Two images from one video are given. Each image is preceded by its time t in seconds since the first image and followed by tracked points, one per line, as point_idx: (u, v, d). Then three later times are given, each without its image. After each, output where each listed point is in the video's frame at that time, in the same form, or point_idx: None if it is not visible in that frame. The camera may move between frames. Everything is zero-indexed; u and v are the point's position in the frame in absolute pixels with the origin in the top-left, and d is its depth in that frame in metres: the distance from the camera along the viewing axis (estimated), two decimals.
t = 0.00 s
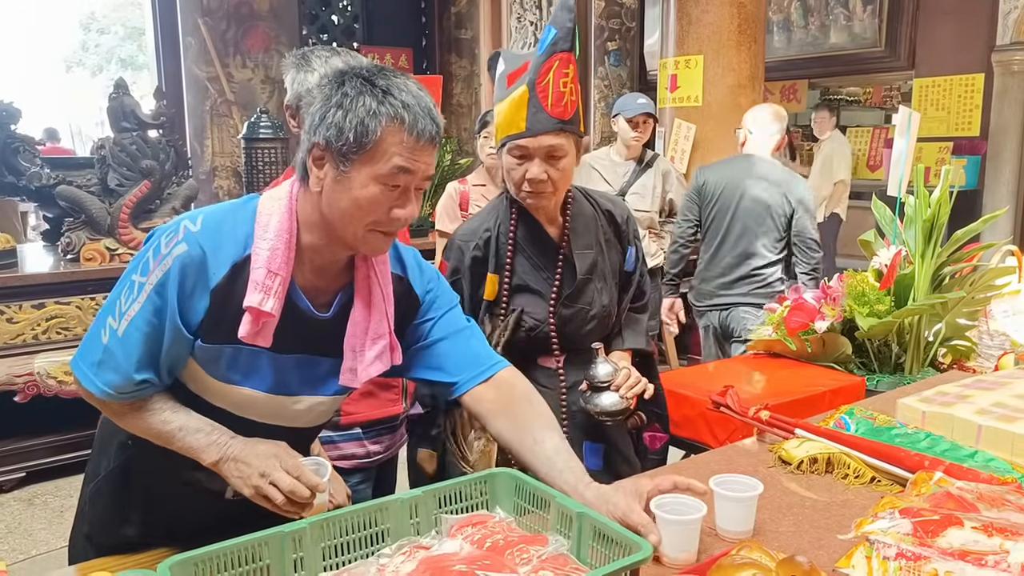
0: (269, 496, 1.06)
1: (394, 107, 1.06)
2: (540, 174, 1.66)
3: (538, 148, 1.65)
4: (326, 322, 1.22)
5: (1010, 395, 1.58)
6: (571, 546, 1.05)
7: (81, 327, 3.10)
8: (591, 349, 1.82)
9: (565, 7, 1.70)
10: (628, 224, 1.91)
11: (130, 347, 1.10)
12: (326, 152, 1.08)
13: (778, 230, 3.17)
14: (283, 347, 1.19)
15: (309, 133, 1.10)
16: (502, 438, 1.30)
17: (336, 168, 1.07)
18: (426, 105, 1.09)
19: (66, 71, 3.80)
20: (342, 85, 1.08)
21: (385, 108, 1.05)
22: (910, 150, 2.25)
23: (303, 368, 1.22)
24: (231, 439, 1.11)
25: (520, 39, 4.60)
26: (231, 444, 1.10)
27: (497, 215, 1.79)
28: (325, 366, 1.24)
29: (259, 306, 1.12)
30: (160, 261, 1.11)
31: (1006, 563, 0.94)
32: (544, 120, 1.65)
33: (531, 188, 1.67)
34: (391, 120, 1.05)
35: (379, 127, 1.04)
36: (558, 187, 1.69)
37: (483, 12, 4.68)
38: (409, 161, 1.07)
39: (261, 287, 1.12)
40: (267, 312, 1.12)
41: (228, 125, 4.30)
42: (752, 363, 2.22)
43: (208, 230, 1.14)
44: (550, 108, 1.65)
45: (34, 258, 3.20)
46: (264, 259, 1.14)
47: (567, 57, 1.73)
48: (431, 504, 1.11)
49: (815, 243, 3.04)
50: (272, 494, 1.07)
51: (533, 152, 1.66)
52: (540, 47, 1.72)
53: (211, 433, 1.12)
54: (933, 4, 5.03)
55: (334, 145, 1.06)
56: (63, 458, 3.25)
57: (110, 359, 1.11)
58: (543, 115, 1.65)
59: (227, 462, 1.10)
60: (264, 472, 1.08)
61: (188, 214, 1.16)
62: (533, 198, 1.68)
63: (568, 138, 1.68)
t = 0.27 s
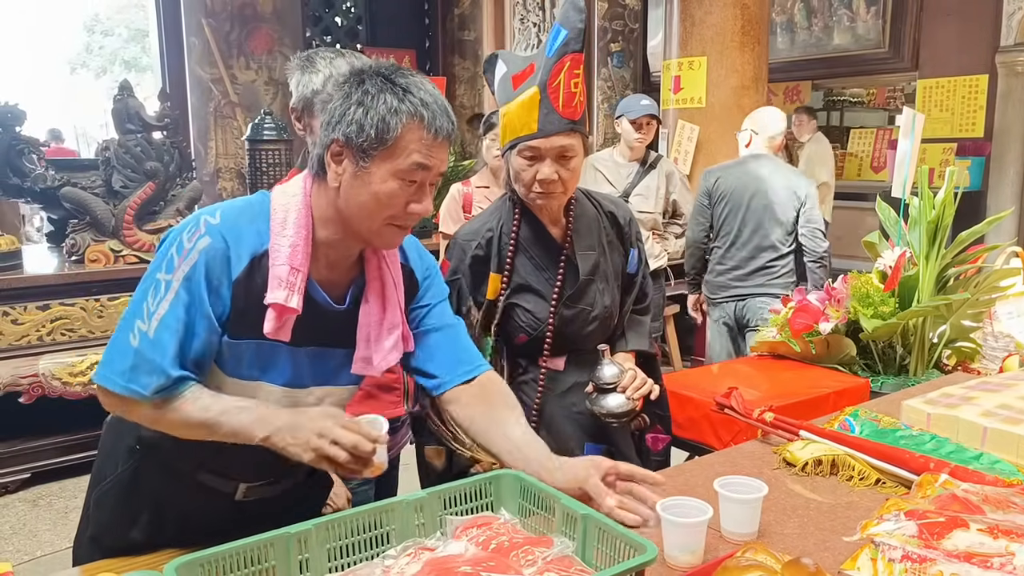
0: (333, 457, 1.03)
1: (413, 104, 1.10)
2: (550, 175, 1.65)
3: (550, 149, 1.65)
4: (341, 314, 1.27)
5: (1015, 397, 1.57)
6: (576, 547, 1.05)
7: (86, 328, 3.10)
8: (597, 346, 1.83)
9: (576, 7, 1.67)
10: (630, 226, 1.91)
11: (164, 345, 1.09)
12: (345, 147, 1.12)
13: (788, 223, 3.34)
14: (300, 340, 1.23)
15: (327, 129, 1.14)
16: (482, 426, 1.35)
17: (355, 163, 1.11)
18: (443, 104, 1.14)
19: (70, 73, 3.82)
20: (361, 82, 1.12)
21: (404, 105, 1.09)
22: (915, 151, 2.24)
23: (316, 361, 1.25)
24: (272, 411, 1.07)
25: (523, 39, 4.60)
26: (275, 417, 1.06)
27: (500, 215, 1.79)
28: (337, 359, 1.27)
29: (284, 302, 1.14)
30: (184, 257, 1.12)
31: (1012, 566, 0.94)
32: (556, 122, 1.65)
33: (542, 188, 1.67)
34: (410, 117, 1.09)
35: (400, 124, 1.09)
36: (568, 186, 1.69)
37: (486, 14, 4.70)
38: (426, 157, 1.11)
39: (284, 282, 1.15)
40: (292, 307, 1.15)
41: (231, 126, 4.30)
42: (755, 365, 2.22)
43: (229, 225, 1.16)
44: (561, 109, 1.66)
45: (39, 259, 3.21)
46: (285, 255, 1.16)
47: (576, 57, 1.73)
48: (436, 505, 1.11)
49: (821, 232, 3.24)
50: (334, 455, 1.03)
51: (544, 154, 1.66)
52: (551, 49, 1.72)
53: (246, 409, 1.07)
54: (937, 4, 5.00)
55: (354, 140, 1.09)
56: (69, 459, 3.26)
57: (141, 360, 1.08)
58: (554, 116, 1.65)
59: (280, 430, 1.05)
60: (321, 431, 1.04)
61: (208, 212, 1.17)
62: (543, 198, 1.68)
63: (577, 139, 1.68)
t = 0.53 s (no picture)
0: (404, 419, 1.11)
1: (411, 97, 1.16)
2: (547, 176, 1.66)
3: (548, 151, 1.66)
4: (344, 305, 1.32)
5: (1011, 398, 1.58)
6: (573, 549, 1.06)
7: (84, 330, 3.10)
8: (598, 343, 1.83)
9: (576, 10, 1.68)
10: (626, 227, 1.91)
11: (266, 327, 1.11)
12: (346, 141, 1.16)
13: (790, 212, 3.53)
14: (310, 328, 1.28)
15: (326, 124, 1.17)
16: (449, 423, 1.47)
17: (356, 156, 1.16)
18: (435, 96, 1.20)
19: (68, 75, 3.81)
20: (359, 78, 1.17)
21: (403, 98, 1.15)
22: (911, 153, 2.25)
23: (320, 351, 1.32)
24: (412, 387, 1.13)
25: (522, 41, 4.66)
26: (421, 391, 1.12)
27: (495, 216, 1.81)
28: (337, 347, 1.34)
29: (311, 293, 1.20)
30: (230, 253, 1.13)
31: (1007, 567, 0.95)
32: (555, 124, 1.65)
33: (540, 190, 1.67)
34: (408, 109, 1.15)
35: (399, 116, 1.15)
36: (566, 188, 1.70)
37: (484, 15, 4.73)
38: (424, 148, 1.18)
39: (306, 274, 1.20)
40: (317, 297, 1.21)
41: (230, 128, 4.30)
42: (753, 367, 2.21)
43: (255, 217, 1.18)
44: (560, 111, 1.66)
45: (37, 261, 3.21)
46: (304, 248, 1.20)
47: (574, 60, 1.72)
48: (433, 507, 1.12)
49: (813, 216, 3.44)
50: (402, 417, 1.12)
51: (542, 155, 1.66)
52: (550, 51, 1.71)
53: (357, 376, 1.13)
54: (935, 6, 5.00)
55: (356, 134, 1.14)
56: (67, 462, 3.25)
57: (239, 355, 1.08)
58: (553, 118, 1.65)
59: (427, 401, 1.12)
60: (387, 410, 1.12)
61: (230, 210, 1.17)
62: (541, 200, 1.69)
63: (575, 141, 1.68)
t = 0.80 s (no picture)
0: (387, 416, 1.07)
1: (433, 114, 1.12)
2: (551, 177, 1.66)
3: (552, 151, 1.65)
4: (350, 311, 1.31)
5: (1004, 397, 1.59)
6: (568, 548, 1.06)
7: (78, 331, 3.09)
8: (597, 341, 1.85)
9: (579, 11, 1.65)
10: (621, 226, 1.92)
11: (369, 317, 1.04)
12: (369, 159, 1.11)
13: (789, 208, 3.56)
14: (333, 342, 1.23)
15: (347, 142, 1.13)
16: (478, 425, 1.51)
17: (380, 173, 1.11)
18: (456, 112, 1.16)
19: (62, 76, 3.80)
20: (382, 96, 1.13)
21: (425, 115, 1.11)
22: (905, 153, 2.26)
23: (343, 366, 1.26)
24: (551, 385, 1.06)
25: (517, 41, 4.72)
26: (564, 386, 1.05)
27: (494, 217, 1.78)
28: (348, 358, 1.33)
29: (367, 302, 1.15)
30: (308, 257, 1.05)
31: (1000, 565, 0.95)
32: (558, 123, 1.64)
33: (542, 190, 1.67)
34: (430, 127, 1.11)
35: (422, 134, 1.10)
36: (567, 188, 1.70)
37: (480, 16, 4.75)
38: (446, 166, 1.13)
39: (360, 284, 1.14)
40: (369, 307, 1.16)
41: (224, 129, 4.29)
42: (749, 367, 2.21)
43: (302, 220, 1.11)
44: (563, 111, 1.65)
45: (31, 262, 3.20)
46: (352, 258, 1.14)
47: (577, 60, 1.71)
48: (427, 506, 1.12)
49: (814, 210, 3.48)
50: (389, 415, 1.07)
51: (546, 155, 1.65)
52: (552, 51, 1.69)
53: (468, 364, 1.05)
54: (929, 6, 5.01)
55: (380, 152, 1.09)
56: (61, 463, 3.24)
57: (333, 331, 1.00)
58: (557, 118, 1.65)
59: (570, 398, 1.05)
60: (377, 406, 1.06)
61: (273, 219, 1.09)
62: (543, 199, 1.69)
63: (577, 142, 1.68)
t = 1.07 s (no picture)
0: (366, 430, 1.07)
1: (466, 149, 1.16)
2: (558, 174, 1.64)
3: (560, 149, 1.63)
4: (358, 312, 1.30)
5: (1000, 394, 1.59)
6: (563, 545, 1.06)
7: (74, 330, 3.09)
8: (598, 338, 1.85)
9: (588, 9, 1.64)
10: (621, 224, 1.92)
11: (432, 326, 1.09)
12: (402, 189, 1.14)
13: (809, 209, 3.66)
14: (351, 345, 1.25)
15: (381, 172, 1.16)
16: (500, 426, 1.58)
17: (412, 204, 1.15)
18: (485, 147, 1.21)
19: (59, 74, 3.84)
20: (416, 128, 1.17)
21: (458, 150, 1.15)
22: (901, 151, 2.26)
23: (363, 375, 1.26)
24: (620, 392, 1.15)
25: (513, 40, 4.72)
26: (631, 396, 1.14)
27: (497, 213, 1.76)
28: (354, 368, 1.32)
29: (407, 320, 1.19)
30: (370, 275, 1.09)
31: (995, 560, 0.95)
32: (567, 121, 1.62)
33: (550, 187, 1.66)
34: (463, 161, 1.15)
35: (455, 168, 1.14)
36: (574, 186, 1.69)
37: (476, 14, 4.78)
38: (476, 198, 1.17)
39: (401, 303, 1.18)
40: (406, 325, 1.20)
41: (220, 127, 4.29)
42: (746, 365, 2.21)
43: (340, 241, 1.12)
44: (572, 109, 1.64)
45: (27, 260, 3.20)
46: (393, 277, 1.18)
47: (587, 58, 1.70)
48: (423, 504, 1.11)
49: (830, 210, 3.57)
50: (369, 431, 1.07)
51: (554, 152, 1.63)
52: (561, 49, 1.68)
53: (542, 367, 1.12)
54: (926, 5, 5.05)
55: (413, 183, 1.13)
56: (56, 462, 3.24)
57: (402, 337, 1.03)
58: (566, 115, 1.63)
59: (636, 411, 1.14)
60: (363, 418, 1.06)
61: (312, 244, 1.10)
62: (550, 196, 1.67)
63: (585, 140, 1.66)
